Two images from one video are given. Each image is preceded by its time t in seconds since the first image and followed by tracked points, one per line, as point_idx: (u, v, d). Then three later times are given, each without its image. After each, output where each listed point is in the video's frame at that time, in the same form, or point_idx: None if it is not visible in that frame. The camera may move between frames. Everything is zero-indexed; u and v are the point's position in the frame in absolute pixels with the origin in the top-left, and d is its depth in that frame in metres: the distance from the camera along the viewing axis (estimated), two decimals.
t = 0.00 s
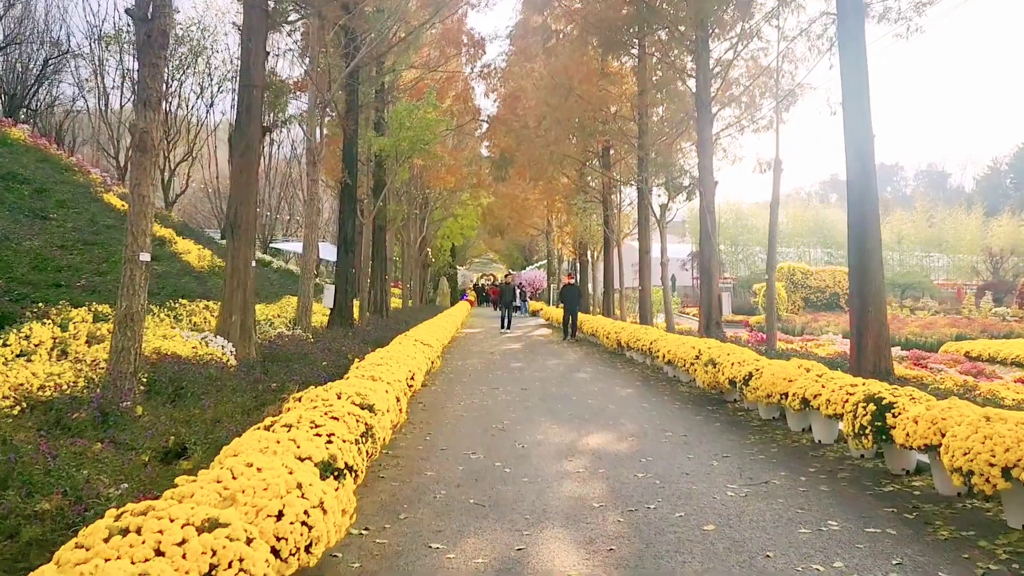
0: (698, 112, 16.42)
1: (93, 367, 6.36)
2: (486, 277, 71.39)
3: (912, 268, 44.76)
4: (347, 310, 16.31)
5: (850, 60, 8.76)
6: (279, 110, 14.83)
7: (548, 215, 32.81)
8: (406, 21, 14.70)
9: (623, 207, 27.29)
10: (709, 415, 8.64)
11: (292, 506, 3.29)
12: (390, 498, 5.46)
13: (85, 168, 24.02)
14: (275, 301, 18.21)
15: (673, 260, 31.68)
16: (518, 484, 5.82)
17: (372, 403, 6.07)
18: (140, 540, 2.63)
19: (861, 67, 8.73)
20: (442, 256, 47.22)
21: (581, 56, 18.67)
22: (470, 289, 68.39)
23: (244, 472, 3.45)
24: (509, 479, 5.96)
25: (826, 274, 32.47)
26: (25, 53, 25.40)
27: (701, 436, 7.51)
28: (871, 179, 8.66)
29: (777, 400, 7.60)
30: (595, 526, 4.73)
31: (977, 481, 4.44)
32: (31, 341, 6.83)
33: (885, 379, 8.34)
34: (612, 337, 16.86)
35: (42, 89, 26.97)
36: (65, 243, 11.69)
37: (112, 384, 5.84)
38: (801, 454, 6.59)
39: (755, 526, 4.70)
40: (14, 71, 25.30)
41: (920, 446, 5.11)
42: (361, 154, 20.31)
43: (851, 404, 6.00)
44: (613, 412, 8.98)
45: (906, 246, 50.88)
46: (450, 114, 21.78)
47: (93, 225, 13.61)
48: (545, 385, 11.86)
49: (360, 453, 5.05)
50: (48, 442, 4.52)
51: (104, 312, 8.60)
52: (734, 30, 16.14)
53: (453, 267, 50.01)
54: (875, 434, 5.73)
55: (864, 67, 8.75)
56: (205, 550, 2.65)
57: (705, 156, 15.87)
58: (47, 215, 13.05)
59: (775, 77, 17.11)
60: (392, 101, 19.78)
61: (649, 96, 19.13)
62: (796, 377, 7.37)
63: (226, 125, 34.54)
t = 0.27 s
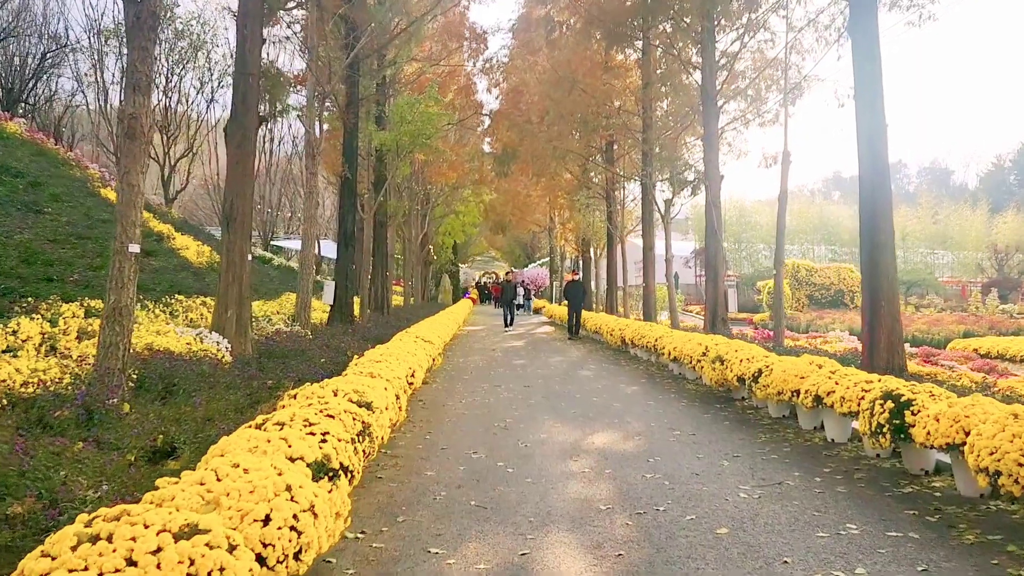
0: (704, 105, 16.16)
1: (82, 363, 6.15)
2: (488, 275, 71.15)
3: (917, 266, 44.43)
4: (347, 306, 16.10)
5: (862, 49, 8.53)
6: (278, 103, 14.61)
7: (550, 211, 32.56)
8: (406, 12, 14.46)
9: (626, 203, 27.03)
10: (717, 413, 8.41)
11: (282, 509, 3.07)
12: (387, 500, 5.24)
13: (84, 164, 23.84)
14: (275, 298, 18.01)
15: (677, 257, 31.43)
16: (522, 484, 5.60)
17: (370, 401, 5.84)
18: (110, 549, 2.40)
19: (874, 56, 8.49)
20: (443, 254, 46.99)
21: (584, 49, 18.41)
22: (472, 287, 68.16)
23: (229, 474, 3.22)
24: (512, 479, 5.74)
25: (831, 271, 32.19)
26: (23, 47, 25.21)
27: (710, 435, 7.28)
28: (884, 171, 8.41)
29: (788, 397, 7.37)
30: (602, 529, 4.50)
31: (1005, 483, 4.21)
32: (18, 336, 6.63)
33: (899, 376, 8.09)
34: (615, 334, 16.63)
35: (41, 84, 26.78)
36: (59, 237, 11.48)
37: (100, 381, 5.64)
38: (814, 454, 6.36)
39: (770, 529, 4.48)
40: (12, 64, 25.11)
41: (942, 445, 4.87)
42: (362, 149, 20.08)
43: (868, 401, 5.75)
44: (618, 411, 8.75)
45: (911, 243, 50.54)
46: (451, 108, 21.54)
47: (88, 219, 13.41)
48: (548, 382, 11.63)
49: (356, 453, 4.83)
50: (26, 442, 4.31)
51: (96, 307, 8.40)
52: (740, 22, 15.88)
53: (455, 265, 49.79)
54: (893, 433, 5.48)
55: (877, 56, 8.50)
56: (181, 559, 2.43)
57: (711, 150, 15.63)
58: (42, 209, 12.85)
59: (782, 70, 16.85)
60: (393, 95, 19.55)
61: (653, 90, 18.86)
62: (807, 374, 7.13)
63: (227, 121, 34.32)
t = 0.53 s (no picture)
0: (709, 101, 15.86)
1: (64, 368, 5.91)
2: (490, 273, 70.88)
3: (922, 264, 44.05)
4: (347, 305, 15.85)
5: (874, 42, 8.25)
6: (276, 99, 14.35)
7: (552, 209, 32.27)
8: (406, 6, 14.18)
9: (629, 201, 26.74)
10: (725, 417, 8.14)
11: (258, 532, 2.82)
12: (381, 512, 4.98)
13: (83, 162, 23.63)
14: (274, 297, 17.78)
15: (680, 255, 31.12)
16: (522, 495, 5.34)
17: (363, 407, 5.59)
18: None
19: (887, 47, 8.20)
20: (445, 252, 46.72)
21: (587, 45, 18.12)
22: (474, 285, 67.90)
23: (202, 494, 2.98)
24: (512, 489, 5.49)
25: (836, 269, 31.85)
26: (21, 44, 24.99)
27: (718, 441, 7.02)
28: (897, 166, 8.14)
29: (798, 402, 7.11)
30: (607, 546, 4.25)
31: None
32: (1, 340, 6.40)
33: (913, 379, 7.82)
34: (619, 334, 16.36)
35: (39, 81, 26.55)
36: (50, 236, 11.24)
37: (81, 387, 5.40)
38: (827, 462, 6.09)
39: (785, 546, 4.22)
40: (10, 62, 24.89)
41: (966, 456, 4.60)
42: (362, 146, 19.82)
43: (886, 408, 5.48)
44: (623, 414, 8.50)
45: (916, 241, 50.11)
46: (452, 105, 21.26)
47: (82, 217, 13.18)
48: (550, 384, 11.38)
49: (347, 463, 4.58)
50: None
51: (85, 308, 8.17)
52: (746, 16, 15.56)
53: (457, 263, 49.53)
54: (912, 442, 5.21)
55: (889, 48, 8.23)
56: None
57: (716, 147, 15.33)
58: (35, 208, 12.63)
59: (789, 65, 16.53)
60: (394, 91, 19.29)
61: (657, 86, 18.55)
62: (819, 378, 6.87)
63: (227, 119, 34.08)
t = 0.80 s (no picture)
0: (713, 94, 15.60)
1: (48, 367, 5.70)
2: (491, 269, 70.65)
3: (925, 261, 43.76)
4: (345, 302, 15.64)
5: (886, 31, 8.00)
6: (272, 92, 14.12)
7: (554, 205, 32.03)
8: None
9: (631, 197, 26.49)
10: (732, 417, 7.92)
11: (241, 548, 2.60)
12: (377, 518, 4.78)
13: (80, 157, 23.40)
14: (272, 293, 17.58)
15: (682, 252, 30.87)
16: (524, 499, 5.12)
17: (360, 408, 5.37)
18: None
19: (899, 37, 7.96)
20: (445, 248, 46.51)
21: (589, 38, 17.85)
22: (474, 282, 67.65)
23: (182, 506, 2.75)
24: (514, 493, 5.27)
25: (839, 266, 31.59)
26: (17, 37, 24.73)
27: (726, 443, 6.80)
28: (910, 160, 7.90)
29: (808, 402, 6.90)
30: (614, 555, 4.04)
31: None
32: None
33: (926, 378, 7.60)
34: (621, 330, 16.14)
35: (35, 75, 26.31)
36: (42, 231, 11.02)
37: (65, 387, 5.19)
38: (841, 464, 5.87)
39: (801, 555, 4.01)
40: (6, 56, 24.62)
41: (992, 461, 4.38)
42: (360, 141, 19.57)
43: (904, 410, 5.27)
44: (627, 414, 8.28)
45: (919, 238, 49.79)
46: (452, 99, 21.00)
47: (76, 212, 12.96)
48: (552, 382, 11.16)
49: (342, 468, 4.37)
50: None
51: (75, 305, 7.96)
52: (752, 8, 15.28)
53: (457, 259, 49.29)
54: (931, 445, 5.00)
55: (902, 37, 7.98)
56: None
57: (721, 141, 15.07)
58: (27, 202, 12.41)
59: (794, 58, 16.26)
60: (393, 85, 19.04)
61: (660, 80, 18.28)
62: (831, 377, 6.66)
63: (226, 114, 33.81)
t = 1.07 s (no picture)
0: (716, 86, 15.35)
1: (32, 365, 5.47)
2: (489, 265, 70.38)
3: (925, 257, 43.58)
4: (342, 297, 15.40)
5: (899, 19, 7.79)
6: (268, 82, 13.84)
7: (553, 200, 31.78)
8: None
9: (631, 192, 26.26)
10: (741, 415, 7.71)
11: (230, 563, 2.37)
12: (377, 522, 4.56)
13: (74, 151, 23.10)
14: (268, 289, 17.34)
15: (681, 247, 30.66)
16: (530, 502, 4.90)
17: (358, 407, 5.14)
18: None
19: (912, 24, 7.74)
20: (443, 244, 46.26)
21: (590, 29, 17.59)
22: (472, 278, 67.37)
23: (166, 516, 2.52)
24: (519, 495, 5.05)
25: (839, 262, 31.40)
26: (10, 30, 24.40)
27: (737, 442, 6.59)
28: (923, 151, 7.69)
29: (821, 400, 6.69)
30: (628, 563, 3.82)
31: None
32: None
33: (940, 375, 7.40)
34: (622, 327, 15.92)
35: (28, 68, 25.97)
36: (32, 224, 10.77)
37: (49, 386, 4.96)
38: (858, 464, 5.66)
39: (825, 562, 3.80)
40: None
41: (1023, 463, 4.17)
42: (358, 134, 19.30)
43: (926, 408, 5.06)
44: (633, 412, 8.08)
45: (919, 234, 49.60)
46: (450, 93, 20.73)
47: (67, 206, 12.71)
48: (554, 378, 10.96)
49: (341, 471, 4.14)
50: None
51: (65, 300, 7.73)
52: None
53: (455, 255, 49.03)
54: (956, 446, 4.79)
55: (915, 25, 7.76)
56: None
57: (724, 134, 14.83)
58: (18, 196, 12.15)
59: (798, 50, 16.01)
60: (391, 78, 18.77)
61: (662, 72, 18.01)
62: (845, 374, 6.45)
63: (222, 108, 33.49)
